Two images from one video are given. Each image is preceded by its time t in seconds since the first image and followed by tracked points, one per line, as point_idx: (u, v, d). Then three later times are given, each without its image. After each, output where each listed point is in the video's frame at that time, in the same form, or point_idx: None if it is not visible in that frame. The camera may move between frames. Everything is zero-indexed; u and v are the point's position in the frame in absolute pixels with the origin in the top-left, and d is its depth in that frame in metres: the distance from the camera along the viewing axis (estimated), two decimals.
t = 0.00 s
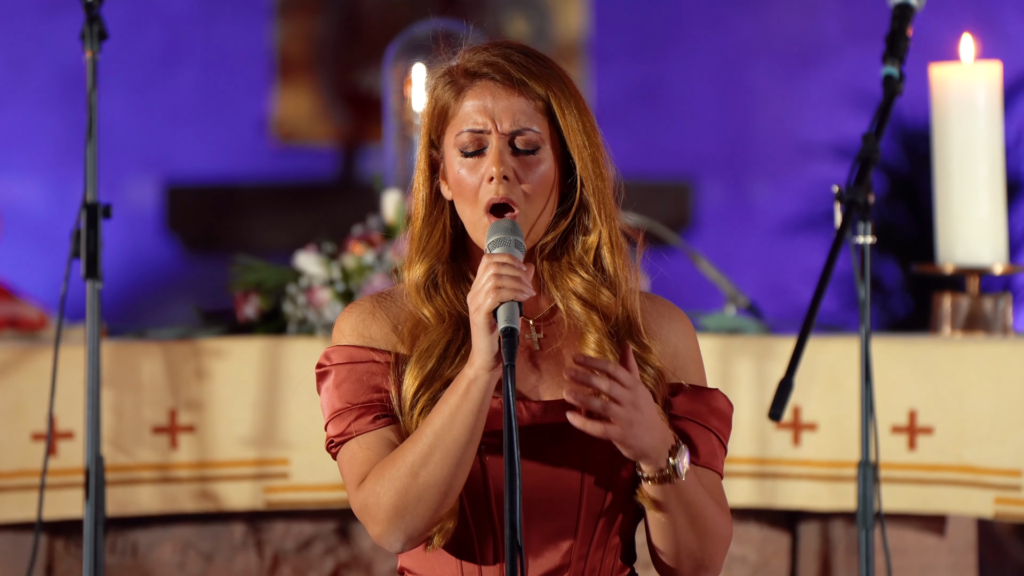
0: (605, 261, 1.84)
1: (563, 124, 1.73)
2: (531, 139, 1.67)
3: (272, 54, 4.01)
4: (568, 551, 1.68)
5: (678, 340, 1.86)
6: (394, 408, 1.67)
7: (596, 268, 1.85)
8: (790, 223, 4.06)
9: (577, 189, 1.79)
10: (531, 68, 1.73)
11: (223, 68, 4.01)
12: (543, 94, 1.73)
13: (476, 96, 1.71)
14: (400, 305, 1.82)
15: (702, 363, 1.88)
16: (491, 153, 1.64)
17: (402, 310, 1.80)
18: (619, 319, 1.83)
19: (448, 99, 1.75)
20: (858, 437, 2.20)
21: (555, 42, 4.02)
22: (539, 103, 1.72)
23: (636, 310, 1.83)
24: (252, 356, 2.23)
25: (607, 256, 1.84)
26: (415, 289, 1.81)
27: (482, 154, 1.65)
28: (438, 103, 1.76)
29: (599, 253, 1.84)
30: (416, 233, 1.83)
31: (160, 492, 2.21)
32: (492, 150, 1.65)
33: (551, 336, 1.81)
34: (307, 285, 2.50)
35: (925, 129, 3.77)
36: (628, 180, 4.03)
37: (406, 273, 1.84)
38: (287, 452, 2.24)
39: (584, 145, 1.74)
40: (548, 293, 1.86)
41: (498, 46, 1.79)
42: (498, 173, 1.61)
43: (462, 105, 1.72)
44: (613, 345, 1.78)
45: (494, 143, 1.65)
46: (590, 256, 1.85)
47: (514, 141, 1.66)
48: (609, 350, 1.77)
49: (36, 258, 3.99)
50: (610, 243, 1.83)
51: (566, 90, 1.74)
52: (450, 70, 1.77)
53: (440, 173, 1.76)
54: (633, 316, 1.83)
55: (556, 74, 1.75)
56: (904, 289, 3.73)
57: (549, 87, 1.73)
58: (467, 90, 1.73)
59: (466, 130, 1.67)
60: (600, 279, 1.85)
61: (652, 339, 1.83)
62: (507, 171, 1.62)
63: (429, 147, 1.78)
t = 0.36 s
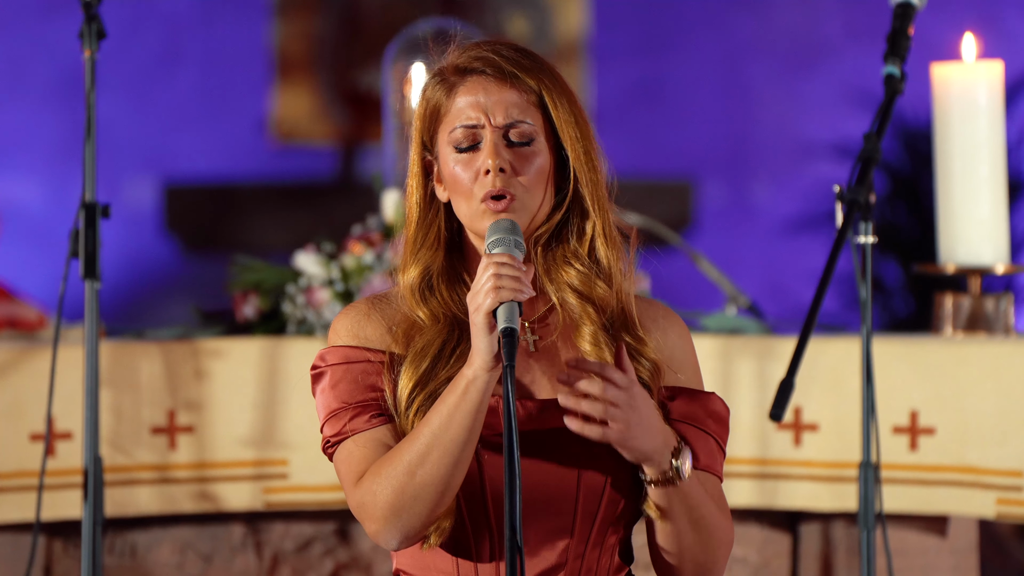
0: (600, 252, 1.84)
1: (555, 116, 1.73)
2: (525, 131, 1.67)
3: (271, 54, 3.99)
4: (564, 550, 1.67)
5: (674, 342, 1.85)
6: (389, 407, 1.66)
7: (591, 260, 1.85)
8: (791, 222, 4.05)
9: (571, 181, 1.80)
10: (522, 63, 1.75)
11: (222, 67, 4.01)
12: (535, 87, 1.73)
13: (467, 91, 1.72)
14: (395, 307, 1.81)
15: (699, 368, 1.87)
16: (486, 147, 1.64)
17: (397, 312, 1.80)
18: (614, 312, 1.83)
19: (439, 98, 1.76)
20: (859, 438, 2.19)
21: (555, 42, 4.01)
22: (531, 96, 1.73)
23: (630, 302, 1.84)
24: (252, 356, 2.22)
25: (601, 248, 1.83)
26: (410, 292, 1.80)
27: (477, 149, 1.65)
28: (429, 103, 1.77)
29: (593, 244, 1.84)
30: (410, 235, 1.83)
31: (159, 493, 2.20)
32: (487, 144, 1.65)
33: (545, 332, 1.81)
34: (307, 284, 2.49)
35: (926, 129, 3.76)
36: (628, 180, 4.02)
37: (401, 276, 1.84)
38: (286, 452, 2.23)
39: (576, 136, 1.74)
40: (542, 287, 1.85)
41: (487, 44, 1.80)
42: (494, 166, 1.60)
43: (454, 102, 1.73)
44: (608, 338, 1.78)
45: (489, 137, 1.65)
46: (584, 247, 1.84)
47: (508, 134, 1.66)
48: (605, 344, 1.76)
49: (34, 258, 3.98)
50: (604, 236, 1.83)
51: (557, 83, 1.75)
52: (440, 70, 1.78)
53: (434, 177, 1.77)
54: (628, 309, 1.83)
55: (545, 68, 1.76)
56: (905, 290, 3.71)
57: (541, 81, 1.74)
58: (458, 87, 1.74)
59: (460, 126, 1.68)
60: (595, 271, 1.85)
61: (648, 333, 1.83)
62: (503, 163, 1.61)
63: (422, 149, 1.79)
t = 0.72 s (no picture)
0: (592, 241, 1.85)
1: (544, 104, 1.75)
2: (518, 118, 1.69)
3: (271, 53, 3.98)
4: (557, 552, 1.65)
5: (667, 346, 1.85)
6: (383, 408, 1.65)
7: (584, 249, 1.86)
8: (792, 222, 4.04)
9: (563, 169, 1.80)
10: (509, 54, 1.78)
11: (220, 66, 3.99)
12: (524, 76, 1.76)
13: (456, 85, 1.73)
14: (386, 312, 1.80)
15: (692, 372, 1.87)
16: (481, 135, 1.65)
17: (389, 315, 1.79)
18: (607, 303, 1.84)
19: (427, 96, 1.76)
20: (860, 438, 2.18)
21: (556, 41, 3.99)
22: (520, 85, 1.75)
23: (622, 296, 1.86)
24: (250, 356, 2.21)
25: (593, 236, 1.85)
26: (401, 297, 1.80)
27: (471, 139, 1.65)
28: (416, 104, 1.77)
29: (585, 233, 1.85)
30: (400, 242, 1.84)
31: (158, 493, 2.20)
32: (481, 132, 1.65)
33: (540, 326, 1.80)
34: (306, 284, 2.48)
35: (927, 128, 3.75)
36: (628, 180, 4.01)
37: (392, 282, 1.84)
38: (285, 453, 2.22)
39: (565, 123, 1.77)
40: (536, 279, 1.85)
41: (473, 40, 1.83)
42: (491, 153, 1.60)
43: (442, 97, 1.73)
44: (601, 329, 1.78)
45: (482, 125, 1.66)
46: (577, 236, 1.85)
47: (501, 121, 1.67)
48: (599, 334, 1.76)
49: (33, 258, 3.97)
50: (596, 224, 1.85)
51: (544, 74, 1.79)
52: (425, 70, 1.80)
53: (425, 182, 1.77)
54: (620, 303, 1.85)
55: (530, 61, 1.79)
56: (906, 289, 3.70)
57: (529, 71, 1.76)
58: (447, 81, 1.74)
59: (452, 119, 1.68)
60: (589, 260, 1.85)
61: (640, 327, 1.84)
62: (499, 149, 1.61)
63: (410, 153, 1.78)
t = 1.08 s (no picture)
0: (589, 241, 1.84)
1: (542, 103, 1.75)
2: (514, 116, 1.68)
3: (270, 52, 3.97)
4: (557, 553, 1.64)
5: (665, 343, 1.84)
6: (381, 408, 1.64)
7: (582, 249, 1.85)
8: (794, 221, 4.03)
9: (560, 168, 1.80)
10: (507, 52, 1.77)
11: (219, 66, 3.99)
12: (521, 75, 1.75)
13: (452, 82, 1.72)
14: (384, 309, 1.79)
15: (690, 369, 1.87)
16: (476, 133, 1.64)
17: (386, 313, 1.79)
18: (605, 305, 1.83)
19: (424, 94, 1.76)
20: (862, 439, 2.17)
21: (556, 40, 3.99)
22: (518, 84, 1.74)
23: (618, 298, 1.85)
24: (249, 356, 2.21)
25: (591, 236, 1.84)
26: (398, 293, 1.80)
27: (467, 137, 1.65)
28: (413, 102, 1.77)
29: (583, 233, 1.83)
30: (399, 239, 1.83)
31: (157, 494, 2.19)
32: (476, 130, 1.65)
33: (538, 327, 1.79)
34: (305, 285, 2.47)
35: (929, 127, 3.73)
36: (628, 179, 4.00)
37: (389, 279, 1.84)
38: (283, 454, 2.21)
39: (562, 122, 1.75)
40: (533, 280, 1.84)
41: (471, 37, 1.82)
42: (486, 150, 1.59)
43: (439, 95, 1.73)
44: (599, 329, 1.76)
45: (478, 123, 1.66)
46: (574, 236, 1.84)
47: (497, 119, 1.67)
48: (597, 334, 1.75)
49: (31, 258, 3.95)
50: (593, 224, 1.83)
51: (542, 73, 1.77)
52: (423, 68, 1.79)
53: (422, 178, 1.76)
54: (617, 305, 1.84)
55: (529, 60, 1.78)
56: (908, 289, 3.72)
57: (527, 70, 1.75)
58: (443, 79, 1.74)
59: (448, 117, 1.68)
60: (586, 260, 1.84)
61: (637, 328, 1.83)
62: (494, 147, 1.60)
63: (407, 151, 1.78)
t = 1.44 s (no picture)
0: (597, 248, 1.82)
1: (553, 111, 1.73)
2: (522, 122, 1.67)
3: (269, 51, 3.96)
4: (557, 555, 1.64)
5: (667, 347, 1.83)
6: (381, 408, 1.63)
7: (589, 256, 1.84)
8: (795, 221, 4.02)
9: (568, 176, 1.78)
10: (521, 55, 1.74)
11: (218, 65, 3.98)
12: (534, 80, 1.73)
13: (463, 81, 1.72)
14: (386, 305, 1.79)
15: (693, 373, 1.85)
16: (481, 136, 1.63)
17: (388, 309, 1.78)
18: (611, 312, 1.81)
19: (435, 90, 1.75)
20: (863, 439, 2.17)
21: (556, 40, 3.98)
22: (529, 89, 1.72)
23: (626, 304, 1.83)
24: (248, 356, 2.20)
25: (599, 243, 1.82)
26: (401, 286, 1.79)
27: (472, 139, 1.64)
28: (425, 96, 1.77)
29: (590, 240, 1.82)
30: (404, 232, 1.82)
31: (155, 495, 2.18)
32: (482, 133, 1.64)
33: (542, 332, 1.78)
34: (304, 285, 2.47)
35: (930, 126, 3.72)
36: (630, 178, 3.99)
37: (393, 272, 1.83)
38: (283, 454, 2.20)
39: (573, 130, 1.74)
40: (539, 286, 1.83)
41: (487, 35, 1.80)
42: (488, 156, 1.59)
43: (449, 92, 1.72)
44: (606, 338, 1.75)
45: (484, 125, 1.65)
46: (582, 244, 1.82)
47: (504, 123, 1.66)
48: (604, 343, 1.73)
49: (30, 258, 3.95)
50: (601, 232, 1.82)
51: (556, 78, 1.75)
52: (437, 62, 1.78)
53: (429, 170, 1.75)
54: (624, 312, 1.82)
55: (544, 64, 1.76)
56: (910, 289, 3.69)
57: (540, 74, 1.73)
58: (455, 77, 1.73)
59: (455, 115, 1.67)
60: (593, 267, 1.83)
61: (644, 335, 1.81)
62: (497, 153, 1.60)
63: (417, 143, 1.78)
